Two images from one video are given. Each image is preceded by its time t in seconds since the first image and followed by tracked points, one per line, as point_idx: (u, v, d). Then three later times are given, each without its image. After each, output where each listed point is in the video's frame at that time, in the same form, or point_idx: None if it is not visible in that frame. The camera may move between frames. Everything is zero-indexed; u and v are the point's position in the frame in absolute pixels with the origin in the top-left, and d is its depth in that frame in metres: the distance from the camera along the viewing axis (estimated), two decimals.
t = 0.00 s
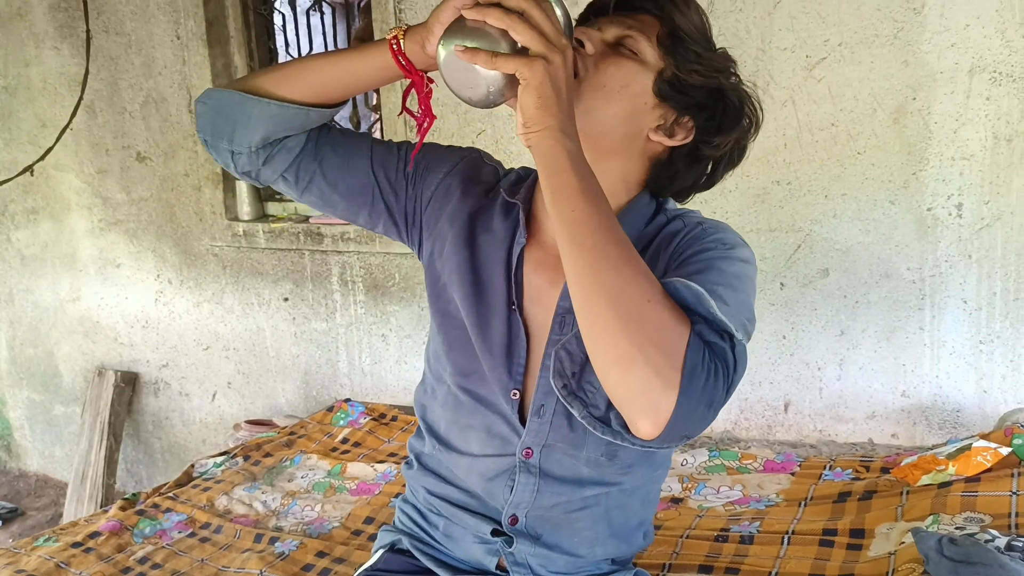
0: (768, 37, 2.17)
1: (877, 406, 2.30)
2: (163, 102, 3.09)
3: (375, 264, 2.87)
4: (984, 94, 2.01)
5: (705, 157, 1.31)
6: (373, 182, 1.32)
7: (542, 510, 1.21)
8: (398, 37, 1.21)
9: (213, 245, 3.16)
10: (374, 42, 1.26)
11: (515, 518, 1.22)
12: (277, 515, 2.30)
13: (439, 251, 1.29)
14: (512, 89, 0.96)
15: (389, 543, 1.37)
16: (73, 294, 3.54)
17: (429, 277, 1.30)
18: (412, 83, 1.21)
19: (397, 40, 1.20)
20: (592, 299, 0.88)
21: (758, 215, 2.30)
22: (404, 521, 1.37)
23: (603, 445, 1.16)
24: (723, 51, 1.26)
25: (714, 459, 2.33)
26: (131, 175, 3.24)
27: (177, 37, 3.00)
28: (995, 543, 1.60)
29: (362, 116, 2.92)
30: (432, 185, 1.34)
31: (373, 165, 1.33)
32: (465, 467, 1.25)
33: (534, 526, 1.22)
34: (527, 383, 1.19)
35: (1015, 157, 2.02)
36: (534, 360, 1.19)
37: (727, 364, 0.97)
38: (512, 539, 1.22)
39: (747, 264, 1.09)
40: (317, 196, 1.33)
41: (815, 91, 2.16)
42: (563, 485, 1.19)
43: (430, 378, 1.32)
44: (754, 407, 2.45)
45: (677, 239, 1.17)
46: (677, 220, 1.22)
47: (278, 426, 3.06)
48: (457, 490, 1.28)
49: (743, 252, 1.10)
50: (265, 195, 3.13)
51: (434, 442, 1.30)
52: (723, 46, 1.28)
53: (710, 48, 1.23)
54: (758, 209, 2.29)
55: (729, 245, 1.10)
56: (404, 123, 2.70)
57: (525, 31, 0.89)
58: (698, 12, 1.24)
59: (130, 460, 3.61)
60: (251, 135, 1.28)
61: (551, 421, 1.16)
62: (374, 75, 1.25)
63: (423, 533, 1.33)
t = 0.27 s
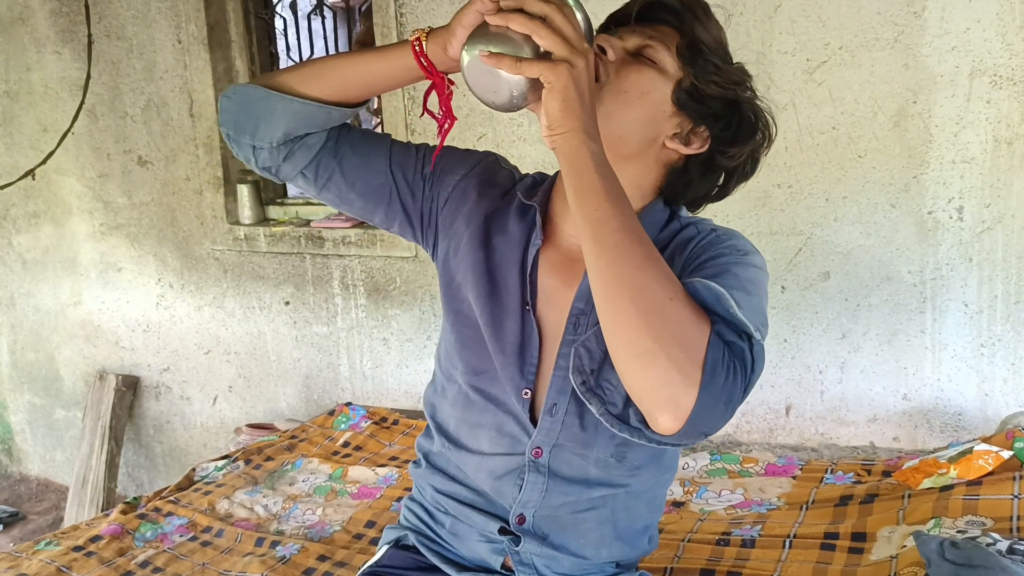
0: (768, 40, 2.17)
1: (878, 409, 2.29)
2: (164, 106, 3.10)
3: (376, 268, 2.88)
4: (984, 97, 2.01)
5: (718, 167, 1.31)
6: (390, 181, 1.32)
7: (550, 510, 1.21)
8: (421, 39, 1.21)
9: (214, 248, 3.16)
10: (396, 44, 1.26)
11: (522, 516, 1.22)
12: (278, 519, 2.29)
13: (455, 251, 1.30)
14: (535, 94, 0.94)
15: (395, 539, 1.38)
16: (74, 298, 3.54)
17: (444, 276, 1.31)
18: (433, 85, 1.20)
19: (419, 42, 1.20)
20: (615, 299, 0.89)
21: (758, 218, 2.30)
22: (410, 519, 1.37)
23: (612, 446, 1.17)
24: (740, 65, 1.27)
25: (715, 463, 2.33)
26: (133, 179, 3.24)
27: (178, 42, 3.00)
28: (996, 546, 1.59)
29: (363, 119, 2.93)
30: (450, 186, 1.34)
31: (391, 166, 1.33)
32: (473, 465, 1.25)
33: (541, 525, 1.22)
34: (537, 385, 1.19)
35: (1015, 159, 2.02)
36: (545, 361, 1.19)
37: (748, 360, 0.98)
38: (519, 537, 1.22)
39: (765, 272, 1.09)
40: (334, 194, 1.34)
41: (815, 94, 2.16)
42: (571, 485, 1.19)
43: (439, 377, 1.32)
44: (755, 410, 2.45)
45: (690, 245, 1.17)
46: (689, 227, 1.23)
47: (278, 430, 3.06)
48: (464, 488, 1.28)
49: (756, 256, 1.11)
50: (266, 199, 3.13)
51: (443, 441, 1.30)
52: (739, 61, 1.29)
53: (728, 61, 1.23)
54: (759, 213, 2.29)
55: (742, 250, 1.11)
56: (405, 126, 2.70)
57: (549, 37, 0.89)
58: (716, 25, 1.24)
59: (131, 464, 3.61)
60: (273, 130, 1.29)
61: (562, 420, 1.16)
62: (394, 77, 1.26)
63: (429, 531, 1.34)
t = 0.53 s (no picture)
0: (770, 44, 2.17)
1: (881, 413, 2.29)
2: (167, 110, 3.10)
3: (379, 271, 2.88)
4: (987, 101, 2.01)
5: (726, 172, 1.33)
6: (399, 189, 1.33)
7: (561, 511, 1.21)
8: (426, 50, 1.22)
9: (217, 252, 3.17)
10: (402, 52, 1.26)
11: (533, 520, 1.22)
12: (280, 522, 2.29)
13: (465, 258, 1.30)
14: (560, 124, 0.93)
15: (402, 537, 1.38)
16: (77, 301, 3.55)
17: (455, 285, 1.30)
18: (441, 94, 1.21)
19: (425, 54, 1.22)
20: (643, 316, 0.90)
21: (760, 221, 2.30)
22: (416, 519, 1.38)
23: (626, 451, 1.17)
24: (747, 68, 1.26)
25: (718, 466, 2.33)
26: (136, 183, 3.25)
27: (182, 45, 3.00)
28: (999, 550, 1.59)
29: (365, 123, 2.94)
30: (459, 193, 1.35)
31: (400, 173, 1.33)
32: (484, 468, 1.25)
33: (550, 527, 1.22)
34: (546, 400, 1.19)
35: (1018, 163, 2.03)
36: (562, 374, 1.19)
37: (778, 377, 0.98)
38: (529, 540, 1.23)
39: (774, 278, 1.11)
40: (345, 202, 1.34)
41: (817, 98, 2.16)
42: (583, 489, 1.20)
43: (448, 380, 1.32)
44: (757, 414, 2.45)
45: (704, 254, 1.19)
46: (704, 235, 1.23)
47: (280, 433, 3.06)
48: (472, 488, 1.28)
49: (768, 266, 1.13)
50: (269, 203, 3.14)
51: (452, 443, 1.30)
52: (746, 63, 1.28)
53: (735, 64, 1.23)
54: (761, 216, 2.30)
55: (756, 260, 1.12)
56: (408, 130, 2.71)
57: (561, 69, 0.86)
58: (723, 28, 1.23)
59: (133, 467, 3.62)
60: (281, 143, 1.28)
61: (578, 428, 1.16)
62: (402, 85, 1.26)
63: (435, 531, 1.34)
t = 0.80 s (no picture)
0: (772, 46, 2.17)
1: (882, 415, 2.29)
2: (169, 110, 3.10)
3: (379, 272, 2.88)
4: (988, 103, 2.01)
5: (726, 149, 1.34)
6: (394, 209, 1.34)
7: (564, 515, 1.21)
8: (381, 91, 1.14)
9: (218, 252, 3.17)
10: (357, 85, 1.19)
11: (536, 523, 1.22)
12: (280, 524, 2.29)
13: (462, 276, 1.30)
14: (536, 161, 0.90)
15: (402, 538, 1.38)
16: (77, 302, 3.55)
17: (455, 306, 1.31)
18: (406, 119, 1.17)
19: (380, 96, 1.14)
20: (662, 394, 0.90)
21: (762, 223, 2.30)
22: (415, 520, 1.37)
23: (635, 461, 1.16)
24: (724, 44, 1.24)
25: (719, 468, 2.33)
26: (137, 183, 3.25)
27: (183, 46, 3.01)
28: (1001, 552, 1.59)
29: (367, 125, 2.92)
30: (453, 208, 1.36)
31: (394, 191, 1.34)
32: (487, 471, 1.25)
33: (552, 530, 1.22)
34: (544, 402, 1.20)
35: (1020, 166, 2.03)
36: (568, 387, 1.19)
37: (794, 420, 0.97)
38: (531, 542, 1.22)
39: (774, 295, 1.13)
40: (342, 224, 1.35)
41: (819, 100, 2.16)
42: (587, 494, 1.20)
43: (449, 387, 1.32)
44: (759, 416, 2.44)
45: (712, 269, 1.19)
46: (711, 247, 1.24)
47: (281, 434, 3.06)
48: (474, 491, 1.28)
49: (774, 282, 1.15)
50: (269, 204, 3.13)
51: (454, 447, 1.30)
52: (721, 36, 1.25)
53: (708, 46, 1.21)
54: (762, 218, 2.30)
55: (762, 278, 1.14)
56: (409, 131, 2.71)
57: (508, 168, 0.79)
58: (694, 13, 1.21)
59: (133, 468, 3.61)
60: (267, 186, 1.28)
61: (591, 444, 1.16)
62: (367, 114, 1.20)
63: (436, 532, 1.34)
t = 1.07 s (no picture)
0: (772, 46, 2.17)
1: (882, 415, 2.30)
2: (169, 110, 3.10)
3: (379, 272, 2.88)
4: (988, 103, 2.02)
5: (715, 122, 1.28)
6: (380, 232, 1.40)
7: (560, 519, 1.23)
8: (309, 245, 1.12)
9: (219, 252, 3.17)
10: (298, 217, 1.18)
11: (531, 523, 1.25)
12: (281, 523, 2.29)
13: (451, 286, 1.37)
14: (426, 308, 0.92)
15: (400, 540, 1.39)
16: (77, 302, 3.55)
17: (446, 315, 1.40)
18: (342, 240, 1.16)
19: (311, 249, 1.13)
20: (740, 546, 0.88)
21: (761, 223, 2.30)
22: (412, 521, 1.40)
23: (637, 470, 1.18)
24: (671, 41, 1.16)
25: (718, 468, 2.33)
26: (137, 183, 3.25)
27: (183, 46, 3.01)
28: (1000, 551, 1.59)
29: (367, 124, 2.94)
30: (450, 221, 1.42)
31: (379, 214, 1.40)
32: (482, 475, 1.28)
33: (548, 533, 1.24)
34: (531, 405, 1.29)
35: (1019, 166, 2.03)
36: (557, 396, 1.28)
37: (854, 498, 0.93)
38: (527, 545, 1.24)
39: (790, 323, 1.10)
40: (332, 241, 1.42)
41: (819, 100, 2.16)
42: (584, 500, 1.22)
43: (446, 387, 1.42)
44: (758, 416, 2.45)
45: (722, 291, 1.17)
46: (717, 265, 1.22)
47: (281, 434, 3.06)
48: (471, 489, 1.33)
49: (788, 300, 1.12)
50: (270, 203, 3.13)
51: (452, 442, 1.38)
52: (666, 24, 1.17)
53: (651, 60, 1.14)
54: (762, 218, 2.30)
55: (775, 300, 1.12)
56: (409, 130, 2.71)
57: (520, 465, 0.80)
58: (624, 35, 1.13)
59: (134, 467, 3.62)
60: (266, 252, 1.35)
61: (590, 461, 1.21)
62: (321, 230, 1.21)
63: (433, 532, 1.36)
